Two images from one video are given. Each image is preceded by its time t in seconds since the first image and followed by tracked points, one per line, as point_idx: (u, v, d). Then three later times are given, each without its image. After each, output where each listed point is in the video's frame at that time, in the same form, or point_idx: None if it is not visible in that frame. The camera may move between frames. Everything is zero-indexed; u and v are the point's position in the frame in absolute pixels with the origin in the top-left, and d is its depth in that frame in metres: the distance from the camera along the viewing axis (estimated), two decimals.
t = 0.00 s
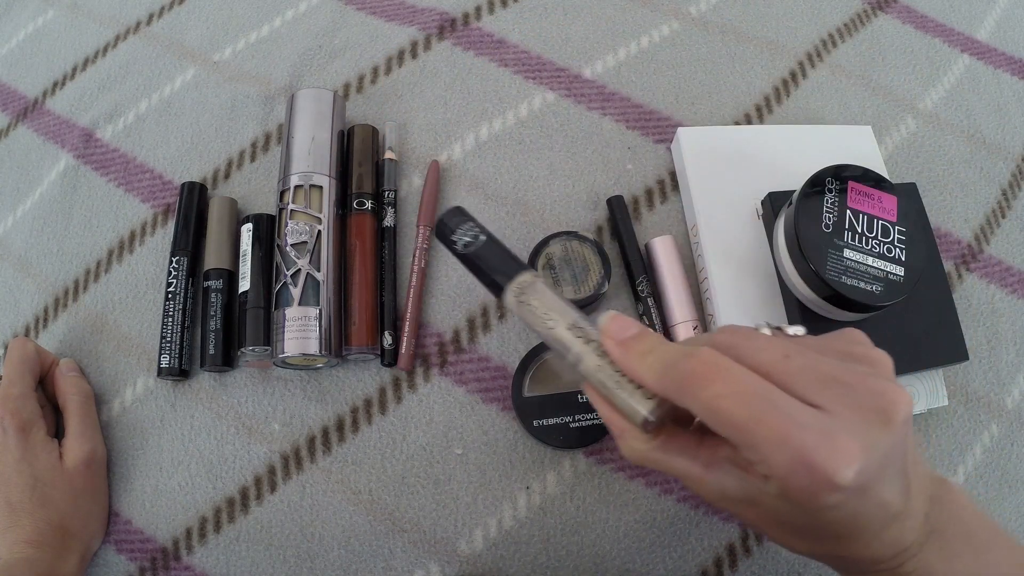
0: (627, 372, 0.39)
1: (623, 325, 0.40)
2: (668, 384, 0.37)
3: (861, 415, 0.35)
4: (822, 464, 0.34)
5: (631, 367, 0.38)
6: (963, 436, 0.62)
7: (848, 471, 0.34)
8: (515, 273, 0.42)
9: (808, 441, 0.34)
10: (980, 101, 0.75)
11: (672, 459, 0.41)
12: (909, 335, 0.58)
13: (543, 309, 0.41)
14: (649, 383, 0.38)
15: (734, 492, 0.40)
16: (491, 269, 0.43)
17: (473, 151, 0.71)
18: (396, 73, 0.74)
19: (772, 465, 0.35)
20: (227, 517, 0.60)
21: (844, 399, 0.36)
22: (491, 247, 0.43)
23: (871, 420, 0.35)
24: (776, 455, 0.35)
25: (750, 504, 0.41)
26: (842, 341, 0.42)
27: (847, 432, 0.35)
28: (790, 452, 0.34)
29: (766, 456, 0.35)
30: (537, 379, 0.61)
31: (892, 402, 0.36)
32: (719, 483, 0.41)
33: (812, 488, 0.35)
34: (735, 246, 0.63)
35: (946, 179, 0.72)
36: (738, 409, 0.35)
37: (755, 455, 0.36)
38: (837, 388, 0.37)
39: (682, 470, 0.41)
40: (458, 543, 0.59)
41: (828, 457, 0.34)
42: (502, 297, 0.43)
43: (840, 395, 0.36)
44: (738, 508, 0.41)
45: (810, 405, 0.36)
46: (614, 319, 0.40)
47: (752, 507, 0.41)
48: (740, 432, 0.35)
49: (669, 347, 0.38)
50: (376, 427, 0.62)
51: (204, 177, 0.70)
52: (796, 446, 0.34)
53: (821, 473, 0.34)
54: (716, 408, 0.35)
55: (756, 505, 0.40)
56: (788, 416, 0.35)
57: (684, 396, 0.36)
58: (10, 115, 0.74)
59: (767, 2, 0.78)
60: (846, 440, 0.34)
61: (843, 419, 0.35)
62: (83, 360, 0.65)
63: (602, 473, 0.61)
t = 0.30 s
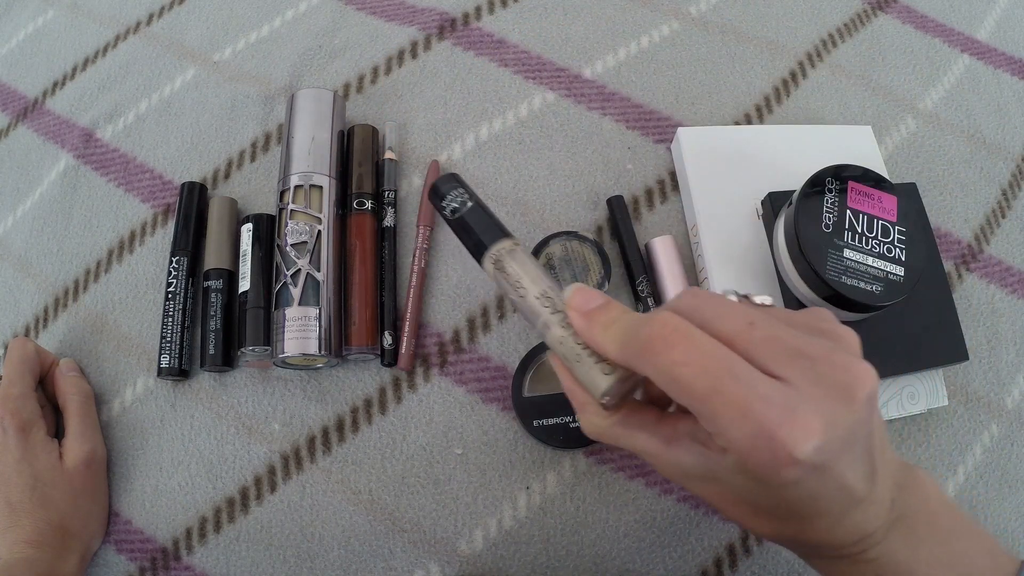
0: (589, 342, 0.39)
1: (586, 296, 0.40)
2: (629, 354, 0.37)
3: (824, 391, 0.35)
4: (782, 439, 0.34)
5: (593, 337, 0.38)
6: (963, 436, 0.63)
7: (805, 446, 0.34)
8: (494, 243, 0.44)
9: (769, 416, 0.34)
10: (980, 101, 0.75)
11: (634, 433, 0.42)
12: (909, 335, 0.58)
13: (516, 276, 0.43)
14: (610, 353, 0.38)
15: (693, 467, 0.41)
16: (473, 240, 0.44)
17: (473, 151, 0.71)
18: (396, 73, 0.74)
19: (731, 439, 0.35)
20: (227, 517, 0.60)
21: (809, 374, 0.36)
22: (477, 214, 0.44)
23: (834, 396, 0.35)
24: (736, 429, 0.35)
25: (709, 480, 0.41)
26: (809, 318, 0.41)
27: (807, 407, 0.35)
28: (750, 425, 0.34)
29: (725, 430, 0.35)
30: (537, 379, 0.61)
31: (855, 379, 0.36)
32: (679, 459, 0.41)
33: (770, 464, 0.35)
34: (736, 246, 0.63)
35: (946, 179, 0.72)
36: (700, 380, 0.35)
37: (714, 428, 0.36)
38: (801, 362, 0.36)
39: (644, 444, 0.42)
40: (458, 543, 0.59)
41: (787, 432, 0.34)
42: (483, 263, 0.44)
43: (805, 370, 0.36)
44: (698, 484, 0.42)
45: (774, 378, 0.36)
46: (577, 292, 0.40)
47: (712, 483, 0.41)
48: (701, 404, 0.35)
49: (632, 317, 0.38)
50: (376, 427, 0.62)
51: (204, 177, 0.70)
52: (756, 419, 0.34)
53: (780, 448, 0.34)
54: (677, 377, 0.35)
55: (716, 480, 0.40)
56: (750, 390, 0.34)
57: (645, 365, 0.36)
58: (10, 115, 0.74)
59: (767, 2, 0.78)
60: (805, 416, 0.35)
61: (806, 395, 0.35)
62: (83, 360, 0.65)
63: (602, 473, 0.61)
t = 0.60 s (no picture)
0: (574, 347, 0.39)
1: (572, 302, 0.40)
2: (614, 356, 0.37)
3: (807, 394, 0.35)
4: (765, 441, 0.34)
5: (579, 342, 0.38)
6: (963, 436, 0.62)
7: (788, 447, 0.34)
8: (488, 247, 0.44)
9: (752, 418, 0.34)
10: (980, 101, 0.75)
11: (620, 438, 0.42)
12: (908, 335, 0.58)
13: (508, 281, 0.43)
14: (596, 357, 0.38)
15: (677, 472, 0.41)
16: (467, 244, 0.45)
17: (473, 151, 0.71)
18: (396, 73, 0.74)
19: (714, 441, 0.35)
20: (227, 517, 0.60)
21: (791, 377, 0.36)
22: (474, 219, 0.45)
23: (817, 399, 0.35)
24: (720, 431, 0.35)
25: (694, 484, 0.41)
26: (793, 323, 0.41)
27: (790, 409, 0.35)
28: (733, 428, 0.34)
29: (708, 432, 0.35)
30: (537, 379, 0.61)
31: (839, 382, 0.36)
32: (663, 464, 0.41)
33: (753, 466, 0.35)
34: (735, 246, 0.63)
35: (946, 179, 0.72)
36: (684, 382, 0.35)
37: (698, 430, 0.35)
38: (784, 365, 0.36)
39: (629, 450, 0.42)
40: (458, 543, 0.59)
41: (770, 435, 0.34)
42: (478, 267, 0.45)
43: (789, 373, 0.36)
44: (682, 488, 0.42)
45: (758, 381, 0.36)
46: (563, 300, 0.40)
47: (696, 487, 0.41)
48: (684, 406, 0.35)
49: (617, 321, 0.38)
50: (376, 427, 0.62)
51: (204, 177, 0.70)
52: (739, 421, 0.34)
53: (762, 450, 0.34)
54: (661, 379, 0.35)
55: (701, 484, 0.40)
56: (733, 392, 0.34)
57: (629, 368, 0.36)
58: (10, 115, 0.74)
59: (767, 2, 0.78)
60: (788, 419, 0.34)
61: (788, 397, 0.35)
62: (83, 360, 0.65)
63: (602, 474, 0.61)
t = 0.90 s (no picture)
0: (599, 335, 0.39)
1: (592, 296, 0.41)
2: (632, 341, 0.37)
3: (826, 374, 0.35)
4: (785, 417, 0.34)
5: (601, 330, 0.39)
6: (963, 436, 0.62)
7: (808, 424, 0.34)
8: (500, 256, 0.47)
9: (771, 395, 0.34)
10: (980, 101, 0.75)
11: (632, 434, 0.41)
12: (909, 335, 0.58)
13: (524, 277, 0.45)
14: (617, 343, 0.38)
15: (692, 465, 0.40)
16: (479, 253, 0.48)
17: (473, 151, 0.71)
18: (396, 73, 0.74)
19: (734, 419, 0.35)
20: (227, 517, 0.60)
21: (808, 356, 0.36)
22: (484, 234, 0.48)
23: (836, 378, 0.35)
24: (739, 408, 0.34)
25: (710, 478, 0.40)
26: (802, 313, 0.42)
27: (809, 387, 0.35)
28: (754, 405, 0.34)
29: (728, 412, 0.35)
30: (537, 379, 0.61)
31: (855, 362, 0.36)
32: (678, 457, 0.40)
33: (772, 445, 0.35)
34: (736, 246, 0.63)
35: (946, 179, 0.72)
36: (702, 361, 0.35)
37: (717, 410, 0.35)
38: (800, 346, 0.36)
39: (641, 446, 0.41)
40: (458, 543, 0.59)
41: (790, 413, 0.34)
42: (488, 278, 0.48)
43: (807, 353, 0.36)
44: (697, 484, 0.41)
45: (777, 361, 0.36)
46: (586, 292, 0.41)
47: (712, 482, 0.40)
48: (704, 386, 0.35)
49: (633, 309, 0.39)
50: (376, 427, 0.62)
51: (204, 177, 0.70)
52: (760, 400, 0.34)
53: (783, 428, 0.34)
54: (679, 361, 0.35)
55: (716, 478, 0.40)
56: (750, 369, 0.34)
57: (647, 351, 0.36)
58: (10, 115, 0.75)
59: (767, 2, 0.78)
60: (807, 397, 0.34)
61: (806, 375, 0.35)
62: (83, 360, 0.65)
63: (602, 474, 0.61)
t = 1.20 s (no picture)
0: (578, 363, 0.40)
1: (570, 319, 0.41)
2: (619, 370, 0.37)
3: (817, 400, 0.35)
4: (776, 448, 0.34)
5: (580, 357, 0.40)
6: (963, 436, 0.62)
7: (798, 451, 0.34)
8: (489, 268, 0.46)
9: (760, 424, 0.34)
10: (980, 101, 0.75)
11: (620, 455, 0.42)
12: (909, 334, 0.58)
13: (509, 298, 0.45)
14: (598, 371, 0.39)
15: (686, 488, 0.40)
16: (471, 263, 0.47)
17: (474, 151, 0.71)
18: (396, 73, 0.74)
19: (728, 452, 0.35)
20: (227, 517, 0.60)
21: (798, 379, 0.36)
22: (474, 237, 0.47)
23: (827, 404, 0.35)
24: (732, 441, 0.34)
25: (701, 499, 0.40)
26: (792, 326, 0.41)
27: (798, 412, 0.34)
28: (745, 435, 0.34)
29: (719, 441, 0.35)
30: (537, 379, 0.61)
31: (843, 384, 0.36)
32: (669, 479, 0.40)
33: (762, 472, 0.35)
34: (736, 246, 0.63)
35: (946, 179, 0.72)
36: (692, 392, 0.34)
37: (707, 439, 0.35)
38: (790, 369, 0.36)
39: (631, 467, 0.42)
40: (458, 543, 0.59)
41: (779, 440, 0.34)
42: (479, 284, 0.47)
43: (796, 376, 0.36)
44: (689, 505, 0.41)
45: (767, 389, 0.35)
46: (563, 318, 0.42)
47: (703, 504, 0.40)
48: (693, 415, 0.35)
49: (616, 335, 0.39)
50: (376, 427, 0.62)
51: (204, 177, 0.70)
52: (750, 431, 0.34)
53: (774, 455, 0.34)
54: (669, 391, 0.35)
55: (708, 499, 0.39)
56: (741, 397, 0.34)
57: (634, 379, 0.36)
58: (10, 115, 0.74)
59: (767, 2, 0.78)
60: (796, 423, 0.34)
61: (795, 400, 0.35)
62: (83, 360, 0.65)
63: (602, 474, 0.61)
